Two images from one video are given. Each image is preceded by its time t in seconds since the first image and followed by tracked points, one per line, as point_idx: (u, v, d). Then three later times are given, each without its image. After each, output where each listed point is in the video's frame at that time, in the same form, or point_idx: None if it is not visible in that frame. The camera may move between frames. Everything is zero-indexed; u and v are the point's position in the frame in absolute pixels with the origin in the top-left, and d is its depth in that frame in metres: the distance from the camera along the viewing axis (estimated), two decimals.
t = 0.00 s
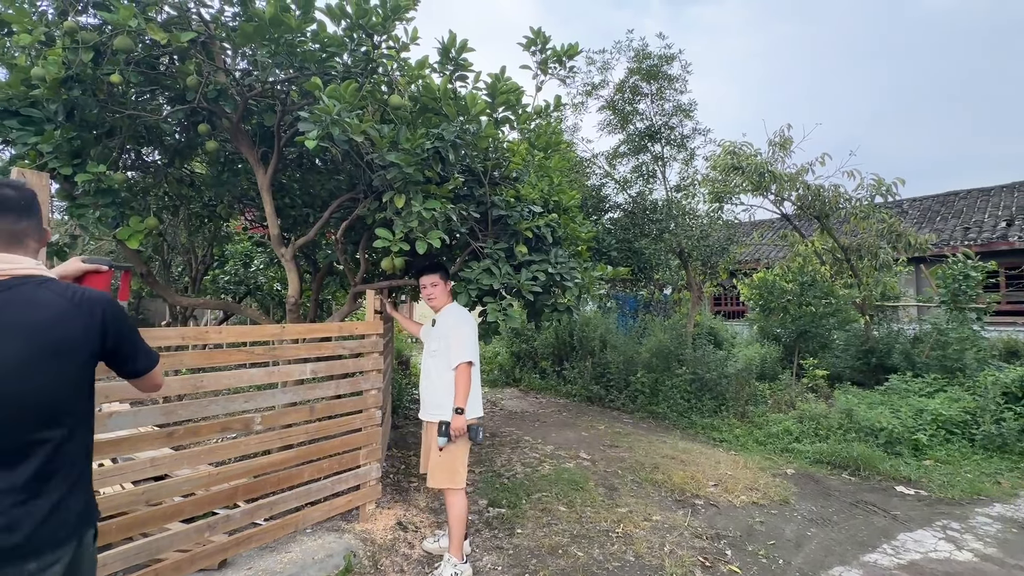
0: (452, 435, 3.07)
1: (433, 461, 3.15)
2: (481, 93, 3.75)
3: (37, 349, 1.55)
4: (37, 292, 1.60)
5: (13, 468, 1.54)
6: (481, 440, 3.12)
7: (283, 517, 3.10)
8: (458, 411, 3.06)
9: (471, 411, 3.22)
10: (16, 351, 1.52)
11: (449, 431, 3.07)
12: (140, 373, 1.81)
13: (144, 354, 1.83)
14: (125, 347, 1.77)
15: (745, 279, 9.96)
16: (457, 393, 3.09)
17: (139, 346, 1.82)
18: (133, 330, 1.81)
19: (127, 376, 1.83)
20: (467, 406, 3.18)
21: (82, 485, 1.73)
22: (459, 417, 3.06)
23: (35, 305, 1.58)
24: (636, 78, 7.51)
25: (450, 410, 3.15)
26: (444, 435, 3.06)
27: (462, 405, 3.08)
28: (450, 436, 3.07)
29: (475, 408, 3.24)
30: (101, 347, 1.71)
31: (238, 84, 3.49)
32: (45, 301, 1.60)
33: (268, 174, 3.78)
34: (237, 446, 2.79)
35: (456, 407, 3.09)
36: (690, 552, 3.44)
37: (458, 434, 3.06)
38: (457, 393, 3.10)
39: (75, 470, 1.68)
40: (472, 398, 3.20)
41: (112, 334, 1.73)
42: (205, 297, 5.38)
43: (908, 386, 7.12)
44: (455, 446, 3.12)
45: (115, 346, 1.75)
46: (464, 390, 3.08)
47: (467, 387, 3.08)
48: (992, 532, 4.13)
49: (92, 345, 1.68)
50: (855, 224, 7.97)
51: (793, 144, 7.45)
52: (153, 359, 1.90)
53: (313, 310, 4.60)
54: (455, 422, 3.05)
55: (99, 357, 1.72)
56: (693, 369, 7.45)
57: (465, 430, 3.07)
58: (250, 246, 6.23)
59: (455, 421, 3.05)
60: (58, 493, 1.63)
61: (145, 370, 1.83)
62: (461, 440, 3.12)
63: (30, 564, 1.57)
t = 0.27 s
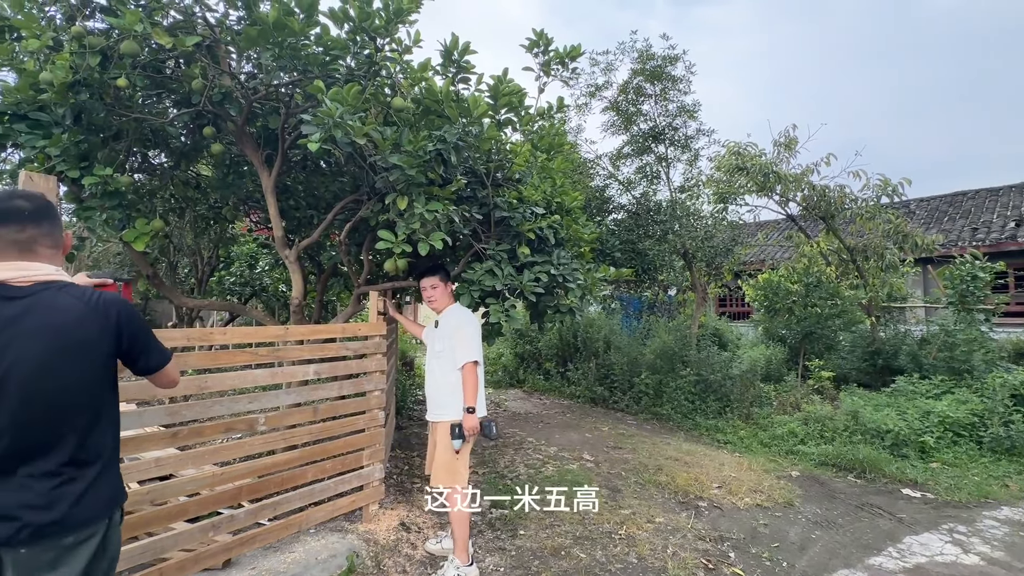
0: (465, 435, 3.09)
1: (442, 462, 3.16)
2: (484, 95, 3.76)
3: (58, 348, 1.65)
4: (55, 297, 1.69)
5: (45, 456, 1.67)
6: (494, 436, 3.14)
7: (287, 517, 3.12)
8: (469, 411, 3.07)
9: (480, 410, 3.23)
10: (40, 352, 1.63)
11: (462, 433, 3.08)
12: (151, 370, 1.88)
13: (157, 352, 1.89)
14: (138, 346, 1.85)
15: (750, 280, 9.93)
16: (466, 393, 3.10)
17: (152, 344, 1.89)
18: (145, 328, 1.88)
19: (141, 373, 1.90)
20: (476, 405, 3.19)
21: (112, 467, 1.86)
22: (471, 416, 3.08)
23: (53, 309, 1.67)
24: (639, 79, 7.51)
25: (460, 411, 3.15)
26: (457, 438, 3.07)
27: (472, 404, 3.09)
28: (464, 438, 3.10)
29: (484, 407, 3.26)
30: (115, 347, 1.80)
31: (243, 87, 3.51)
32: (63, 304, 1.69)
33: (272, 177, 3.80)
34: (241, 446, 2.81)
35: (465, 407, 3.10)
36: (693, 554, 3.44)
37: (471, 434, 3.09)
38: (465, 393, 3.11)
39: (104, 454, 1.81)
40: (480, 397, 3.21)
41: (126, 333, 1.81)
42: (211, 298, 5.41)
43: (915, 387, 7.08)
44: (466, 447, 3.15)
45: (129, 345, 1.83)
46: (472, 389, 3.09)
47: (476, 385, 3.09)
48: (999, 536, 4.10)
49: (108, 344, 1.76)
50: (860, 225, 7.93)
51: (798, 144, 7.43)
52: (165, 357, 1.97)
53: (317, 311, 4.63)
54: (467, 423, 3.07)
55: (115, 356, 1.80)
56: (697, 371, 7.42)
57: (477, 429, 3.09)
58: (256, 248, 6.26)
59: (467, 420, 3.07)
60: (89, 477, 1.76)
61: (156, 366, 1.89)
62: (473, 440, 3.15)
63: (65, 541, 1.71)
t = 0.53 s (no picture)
0: (472, 442, 3.11)
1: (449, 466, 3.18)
2: (488, 97, 3.78)
3: (80, 342, 1.74)
4: (76, 294, 1.78)
5: (65, 442, 1.75)
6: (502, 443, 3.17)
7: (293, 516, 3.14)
8: (477, 418, 3.09)
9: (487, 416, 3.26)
10: (63, 344, 1.71)
11: (469, 439, 3.10)
12: (163, 363, 2.00)
13: (168, 346, 2.02)
14: (152, 340, 1.97)
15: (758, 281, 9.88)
16: (474, 400, 3.12)
17: (163, 338, 2.01)
18: (156, 324, 2.00)
19: (150, 367, 2.02)
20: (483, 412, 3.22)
21: (127, 455, 1.93)
22: (479, 423, 3.10)
23: (75, 305, 1.76)
24: (646, 79, 7.50)
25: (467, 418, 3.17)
26: (464, 444, 3.08)
27: (480, 411, 3.12)
28: (471, 445, 3.11)
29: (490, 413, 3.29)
30: (132, 342, 1.90)
31: (251, 90, 3.54)
32: (84, 301, 1.79)
33: (279, 179, 3.83)
34: (248, 446, 2.83)
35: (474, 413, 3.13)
36: (698, 556, 3.43)
37: (479, 441, 3.10)
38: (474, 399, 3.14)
39: (119, 441, 1.89)
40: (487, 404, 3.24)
41: (141, 328, 1.93)
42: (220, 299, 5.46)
43: (925, 390, 7.02)
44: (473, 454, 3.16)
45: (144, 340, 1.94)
46: (481, 396, 3.12)
47: (485, 392, 3.12)
48: (1010, 540, 4.06)
49: (126, 339, 1.86)
50: (870, 225, 7.86)
51: (806, 144, 7.39)
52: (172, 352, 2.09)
53: (324, 312, 4.65)
54: (474, 429, 3.10)
55: (130, 350, 1.90)
56: (704, 372, 7.39)
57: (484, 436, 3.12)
58: (263, 250, 6.30)
59: (475, 427, 3.09)
60: (105, 462, 1.83)
61: (168, 360, 2.02)
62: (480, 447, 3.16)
63: (81, 523, 1.78)
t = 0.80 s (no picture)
0: (481, 457, 3.08)
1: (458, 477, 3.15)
2: (494, 99, 3.80)
3: (125, 343, 1.81)
4: (118, 298, 1.85)
5: (107, 437, 1.83)
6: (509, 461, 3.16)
7: (301, 514, 3.17)
8: (489, 434, 3.07)
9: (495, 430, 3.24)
10: (111, 346, 1.79)
11: (478, 454, 3.07)
12: (192, 362, 2.08)
13: (196, 346, 2.10)
14: (183, 340, 2.04)
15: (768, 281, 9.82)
16: (488, 415, 3.09)
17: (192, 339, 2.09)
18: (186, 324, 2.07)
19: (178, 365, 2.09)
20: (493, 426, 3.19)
21: (158, 448, 2.01)
22: (490, 439, 3.08)
23: (121, 308, 1.84)
24: (654, 79, 7.49)
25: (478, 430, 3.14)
26: (473, 459, 3.05)
27: (492, 426, 3.09)
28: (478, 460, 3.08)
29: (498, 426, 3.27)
30: (167, 342, 1.98)
31: (261, 93, 3.57)
32: (127, 305, 1.86)
33: (288, 180, 3.86)
34: (257, 443, 2.86)
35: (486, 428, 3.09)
36: (704, 558, 3.42)
37: (487, 457, 3.08)
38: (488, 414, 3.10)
39: (154, 436, 1.97)
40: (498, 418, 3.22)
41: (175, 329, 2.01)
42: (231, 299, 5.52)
43: (939, 393, 6.95)
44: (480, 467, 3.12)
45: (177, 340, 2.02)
46: (496, 412, 3.08)
47: (500, 409, 3.09)
48: None
49: (163, 339, 1.94)
50: (882, 225, 7.79)
51: (818, 143, 7.34)
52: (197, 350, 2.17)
53: (332, 312, 4.69)
54: (485, 445, 3.07)
55: (166, 350, 1.98)
56: (713, 374, 7.36)
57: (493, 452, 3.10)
58: (274, 250, 6.36)
59: (486, 443, 3.07)
60: (141, 455, 1.92)
61: (196, 359, 2.10)
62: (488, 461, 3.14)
63: (119, 512, 1.86)
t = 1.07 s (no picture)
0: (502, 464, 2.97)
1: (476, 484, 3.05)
2: (503, 100, 3.83)
3: (132, 332, 1.87)
4: (124, 290, 1.91)
5: (119, 423, 1.88)
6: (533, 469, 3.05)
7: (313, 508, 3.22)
8: (511, 441, 2.95)
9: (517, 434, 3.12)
10: (118, 334, 1.84)
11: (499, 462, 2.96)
12: (199, 351, 2.14)
13: (202, 335, 2.16)
14: (188, 330, 2.09)
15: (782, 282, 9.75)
16: (510, 421, 2.97)
17: (198, 328, 2.14)
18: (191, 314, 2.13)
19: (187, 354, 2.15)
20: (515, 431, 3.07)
21: (171, 435, 2.06)
22: (511, 446, 2.96)
23: (125, 301, 1.89)
24: (666, 79, 7.47)
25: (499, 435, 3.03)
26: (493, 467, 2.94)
27: (514, 433, 2.97)
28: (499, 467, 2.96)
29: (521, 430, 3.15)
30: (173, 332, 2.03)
31: (276, 97, 3.62)
32: (132, 298, 1.91)
33: (301, 182, 3.92)
34: (270, 439, 2.91)
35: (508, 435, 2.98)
36: (711, 558, 3.42)
37: (509, 465, 2.96)
38: (509, 421, 2.99)
39: (165, 422, 2.02)
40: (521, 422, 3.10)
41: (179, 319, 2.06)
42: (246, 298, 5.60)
43: (957, 396, 6.86)
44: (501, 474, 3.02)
45: (182, 330, 2.07)
46: (518, 419, 2.96)
47: (522, 416, 2.96)
48: None
49: (169, 329, 2.00)
50: (899, 224, 7.70)
51: (833, 142, 7.26)
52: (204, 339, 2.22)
53: (345, 311, 4.75)
54: (507, 452, 2.96)
55: (173, 340, 2.03)
56: (725, 375, 7.32)
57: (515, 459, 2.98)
58: (288, 250, 6.44)
59: (507, 450, 2.95)
60: (153, 441, 1.96)
61: (203, 347, 2.15)
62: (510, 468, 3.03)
63: (134, 495, 1.89)
